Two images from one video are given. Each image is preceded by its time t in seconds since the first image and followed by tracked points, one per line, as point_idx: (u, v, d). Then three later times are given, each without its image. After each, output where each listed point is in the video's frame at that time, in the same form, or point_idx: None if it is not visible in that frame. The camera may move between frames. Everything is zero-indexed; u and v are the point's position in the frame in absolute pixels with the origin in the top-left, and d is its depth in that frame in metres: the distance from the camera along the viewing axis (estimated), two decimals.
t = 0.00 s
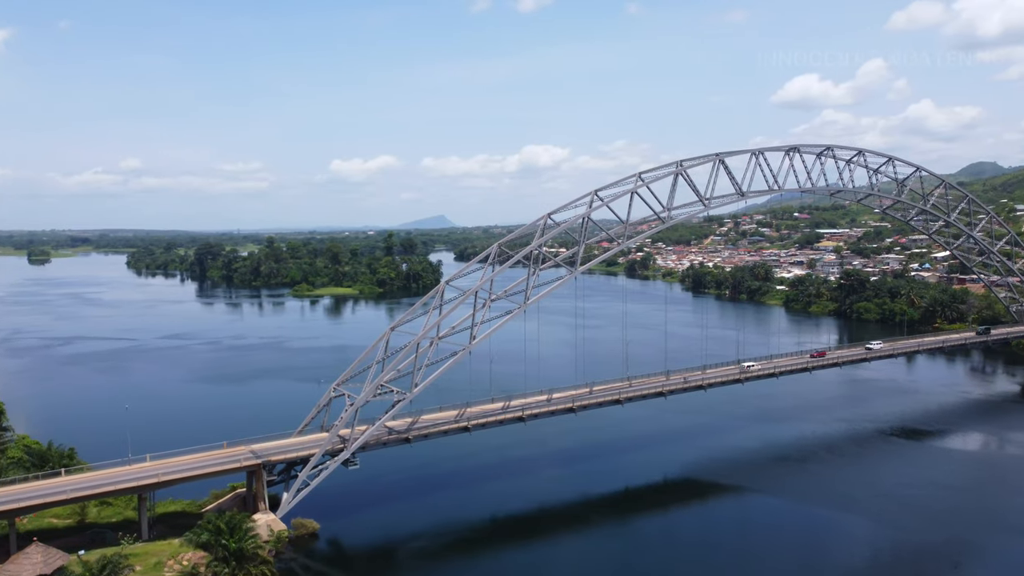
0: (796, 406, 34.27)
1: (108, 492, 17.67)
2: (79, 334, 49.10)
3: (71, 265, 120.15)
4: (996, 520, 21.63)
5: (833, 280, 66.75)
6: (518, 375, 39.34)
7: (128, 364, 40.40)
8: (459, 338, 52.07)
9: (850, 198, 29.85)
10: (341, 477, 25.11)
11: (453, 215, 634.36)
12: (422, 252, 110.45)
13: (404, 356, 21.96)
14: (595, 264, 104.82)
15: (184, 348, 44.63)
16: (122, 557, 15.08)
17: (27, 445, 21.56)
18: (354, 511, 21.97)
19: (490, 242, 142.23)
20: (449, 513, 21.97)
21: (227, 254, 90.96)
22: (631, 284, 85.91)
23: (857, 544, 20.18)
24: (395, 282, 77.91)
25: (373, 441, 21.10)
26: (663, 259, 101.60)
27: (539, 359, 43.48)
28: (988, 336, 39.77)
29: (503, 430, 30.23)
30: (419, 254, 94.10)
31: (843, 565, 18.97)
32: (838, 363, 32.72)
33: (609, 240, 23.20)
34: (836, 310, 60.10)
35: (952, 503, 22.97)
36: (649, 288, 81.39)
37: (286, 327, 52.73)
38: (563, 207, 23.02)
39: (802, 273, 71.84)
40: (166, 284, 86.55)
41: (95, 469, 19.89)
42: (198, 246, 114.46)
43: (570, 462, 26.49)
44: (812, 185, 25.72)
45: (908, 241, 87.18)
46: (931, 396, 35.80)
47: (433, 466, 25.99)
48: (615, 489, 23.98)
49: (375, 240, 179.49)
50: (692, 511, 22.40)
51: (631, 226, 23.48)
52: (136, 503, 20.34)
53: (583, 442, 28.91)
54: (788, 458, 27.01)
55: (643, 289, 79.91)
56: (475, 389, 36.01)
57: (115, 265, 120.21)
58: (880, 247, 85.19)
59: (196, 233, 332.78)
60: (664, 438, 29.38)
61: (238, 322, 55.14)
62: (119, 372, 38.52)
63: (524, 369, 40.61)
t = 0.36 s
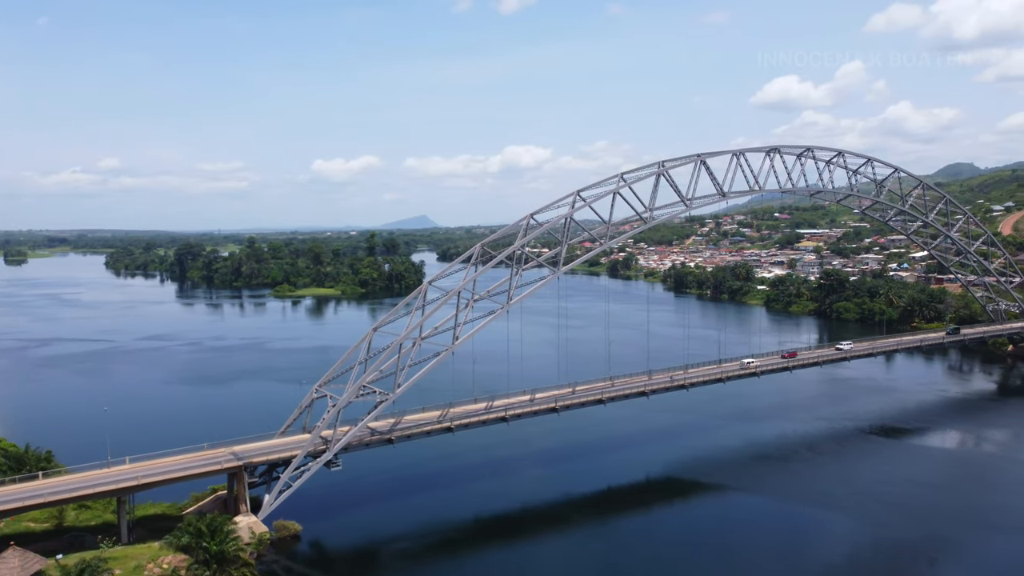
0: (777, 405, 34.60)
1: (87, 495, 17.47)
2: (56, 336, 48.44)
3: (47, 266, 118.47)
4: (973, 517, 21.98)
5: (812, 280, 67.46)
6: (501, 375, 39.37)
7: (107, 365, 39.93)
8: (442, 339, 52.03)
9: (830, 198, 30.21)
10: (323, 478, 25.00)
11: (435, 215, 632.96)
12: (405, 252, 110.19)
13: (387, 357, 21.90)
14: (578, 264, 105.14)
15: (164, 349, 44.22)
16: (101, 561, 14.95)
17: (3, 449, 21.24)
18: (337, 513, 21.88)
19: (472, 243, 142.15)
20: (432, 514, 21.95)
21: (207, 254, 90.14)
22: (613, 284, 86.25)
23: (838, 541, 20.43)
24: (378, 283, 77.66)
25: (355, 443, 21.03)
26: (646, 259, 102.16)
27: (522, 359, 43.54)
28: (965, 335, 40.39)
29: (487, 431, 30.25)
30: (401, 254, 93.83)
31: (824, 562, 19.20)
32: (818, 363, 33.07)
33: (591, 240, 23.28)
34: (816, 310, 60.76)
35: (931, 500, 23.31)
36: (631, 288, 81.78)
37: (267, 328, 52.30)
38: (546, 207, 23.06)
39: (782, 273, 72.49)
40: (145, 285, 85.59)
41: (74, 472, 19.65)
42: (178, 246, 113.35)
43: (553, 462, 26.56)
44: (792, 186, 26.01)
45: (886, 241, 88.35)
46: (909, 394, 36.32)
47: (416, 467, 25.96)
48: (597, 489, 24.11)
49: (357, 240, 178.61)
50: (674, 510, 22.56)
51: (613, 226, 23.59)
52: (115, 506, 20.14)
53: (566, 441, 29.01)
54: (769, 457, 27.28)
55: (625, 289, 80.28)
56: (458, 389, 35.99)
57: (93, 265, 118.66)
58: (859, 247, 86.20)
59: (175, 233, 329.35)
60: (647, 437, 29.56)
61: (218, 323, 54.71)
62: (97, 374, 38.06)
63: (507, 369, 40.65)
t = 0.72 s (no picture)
0: (758, 404, 34.92)
1: (64, 498, 17.26)
2: (31, 338, 47.79)
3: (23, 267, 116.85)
4: (950, 515, 22.33)
5: (793, 280, 68.15)
6: (483, 375, 39.40)
7: (85, 367, 39.48)
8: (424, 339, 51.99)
9: (810, 199, 30.49)
10: (305, 479, 24.92)
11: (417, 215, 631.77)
12: (387, 253, 109.88)
13: (369, 357, 21.81)
14: (560, 264, 105.42)
15: (143, 350, 43.81)
16: (79, 565, 14.81)
17: None
18: (319, 514, 21.80)
19: (455, 243, 142.09)
20: (416, 515, 21.94)
21: (187, 254, 89.33)
22: (595, 284, 86.62)
23: (818, 539, 20.68)
24: (360, 283, 77.39)
25: (337, 444, 20.97)
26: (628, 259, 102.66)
27: (505, 360, 43.59)
28: (944, 334, 41.00)
29: (470, 431, 30.26)
30: (384, 254, 93.59)
31: (805, 560, 19.41)
32: (799, 362, 33.43)
33: (573, 240, 23.32)
34: (797, 309, 61.39)
35: (908, 498, 23.67)
36: (614, 288, 82.18)
37: (248, 329, 51.93)
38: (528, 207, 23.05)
39: (763, 273, 73.17)
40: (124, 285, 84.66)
41: (51, 475, 19.44)
42: (157, 247, 112.28)
43: (537, 462, 26.63)
44: (773, 187, 26.25)
45: (865, 241, 89.48)
46: (888, 393, 36.80)
47: (398, 467, 25.92)
48: (580, 488, 24.21)
49: (339, 240, 177.73)
50: (656, 509, 22.72)
51: (596, 226, 23.65)
52: (94, 509, 19.95)
53: (548, 441, 29.10)
54: (749, 456, 27.55)
55: (608, 289, 80.65)
56: (441, 390, 35.97)
57: (71, 266, 117.26)
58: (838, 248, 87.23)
59: (154, 234, 325.81)
60: (629, 437, 29.73)
61: (198, 324, 54.24)
62: (74, 375, 37.58)
63: (490, 370, 40.69)
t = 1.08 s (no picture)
0: (740, 403, 35.26)
1: (42, 502, 17.06)
2: (7, 339, 47.08)
3: None
4: (927, 511, 22.71)
5: (773, 280, 68.82)
6: (467, 376, 39.41)
7: (62, 369, 38.98)
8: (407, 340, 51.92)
9: (790, 199, 30.86)
10: (287, 481, 24.81)
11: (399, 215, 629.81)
12: (369, 253, 109.44)
13: (351, 358, 21.74)
14: (542, 265, 105.64)
15: (122, 351, 43.33)
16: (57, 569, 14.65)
17: None
18: (301, 516, 21.72)
19: (437, 244, 141.88)
20: (398, 516, 21.93)
21: (167, 255, 88.43)
22: (577, 285, 86.88)
23: (798, 537, 20.94)
24: (342, 283, 77.04)
25: (319, 445, 20.92)
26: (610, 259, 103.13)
27: (488, 360, 43.64)
28: (922, 334, 41.63)
29: (452, 432, 30.27)
30: (366, 255, 93.29)
31: (785, 558, 19.65)
32: (779, 361, 33.78)
33: (555, 241, 23.41)
34: (777, 309, 62.01)
35: (886, 495, 24.04)
36: (596, 288, 82.53)
37: (228, 330, 51.50)
38: (510, 207, 23.11)
39: (744, 273, 73.84)
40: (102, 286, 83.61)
41: (28, 479, 19.19)
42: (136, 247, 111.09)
43: (520, 462, 26.71)
44: (753, 188, 26.57)
45: (844, 241, 90.57)
46: (867, 392, 37.31)
47: (381, 468, 25.90)
48: (563, 488, 24.33)
49: (320, 240, 176.78)
50: (638, 509, 22.89)
51: (578, 227, 23.76)
52: (71, 512, 19.73)
53: (532, 441, 29.20)
54: (730, 455, 27.83)
55: (590, 289, 80.98)
56: (424, 390, 35.95)
57: (47, 267, 115.69)
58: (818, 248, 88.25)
59: (132, 234, 321.94)
60: (611, 436, 29.90)
61: (178, 325, 53.74)
62: (51, 377, 37.11)
63: (473, 370, 40.70)
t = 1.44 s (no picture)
0: (721, 402, 35.54)
1: (19, 506, 16.81)
2: None
3: None
4: (905, 509, 23.06)
5: (754, 280, 69.41)
6: (450, 376, 39.37)
7: (39, 371, 38.42)
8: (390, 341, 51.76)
9: (770, 200, 31.18)
10: (269, 483, 24.66)
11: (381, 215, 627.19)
12: (351, 254, 108.92)
13: (333, 359, 21.64)
14: (525, 265, 105.76)
15: (100, 353, 42.79)
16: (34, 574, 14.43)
17: None
18: (283, 518, 21.61)
19: (420, 244, 141.52)
20: (381, 517, 21.88)
21: (146, 255, 87.44)
22: (560, 285, 87.08)
23: (779, 535, 21.16)
24: (324, 284, 76.62)
25: (302, 446, 20.83)
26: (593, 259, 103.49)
27: (471, 360, 43.62)
28: (900, 333, 42.22)
29: (435, 433, 30.24)
30: (348, 255, 92.90)
31: (766, 556, 19.86)
32: (761, 360, 34.08)
33: (538, 241, 23.47)
34: (758, 309, 62.56)
35: (865, 493, 24.37)
36: (578, 288, 82.80)
37: (208, 331, 51.02)
38: (493, 207, 23.14)
39: (725, 273, 74.43)
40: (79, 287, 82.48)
41: (4, 482, 18.91)
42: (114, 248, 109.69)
43: (503, 463, 26.74)
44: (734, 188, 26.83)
45: (824, 241, 91.60)
46: (847, 390, 37.77)
47: (364, 470, 25.83)
48: (546, 488, 24.41)
49: (302, 241, 175.64)
50: (621, 508, 23.01)
51: (561, 227, 23.84)
52: (48, 516, 19.47)
53: (515, 442, 29.24)
54: (712, 454, 28.06)
55: (573, 289, 81.24)
56: (407, 391, 35.88)
57: (23, 267, 113.88)
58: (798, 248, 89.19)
59: (110, 234, 317.95)
60: (594, 436, 30.02)
61: (157, 326, 53.17)
62: (28, 380, 36.57)
63: (457, 370, 40.64)
